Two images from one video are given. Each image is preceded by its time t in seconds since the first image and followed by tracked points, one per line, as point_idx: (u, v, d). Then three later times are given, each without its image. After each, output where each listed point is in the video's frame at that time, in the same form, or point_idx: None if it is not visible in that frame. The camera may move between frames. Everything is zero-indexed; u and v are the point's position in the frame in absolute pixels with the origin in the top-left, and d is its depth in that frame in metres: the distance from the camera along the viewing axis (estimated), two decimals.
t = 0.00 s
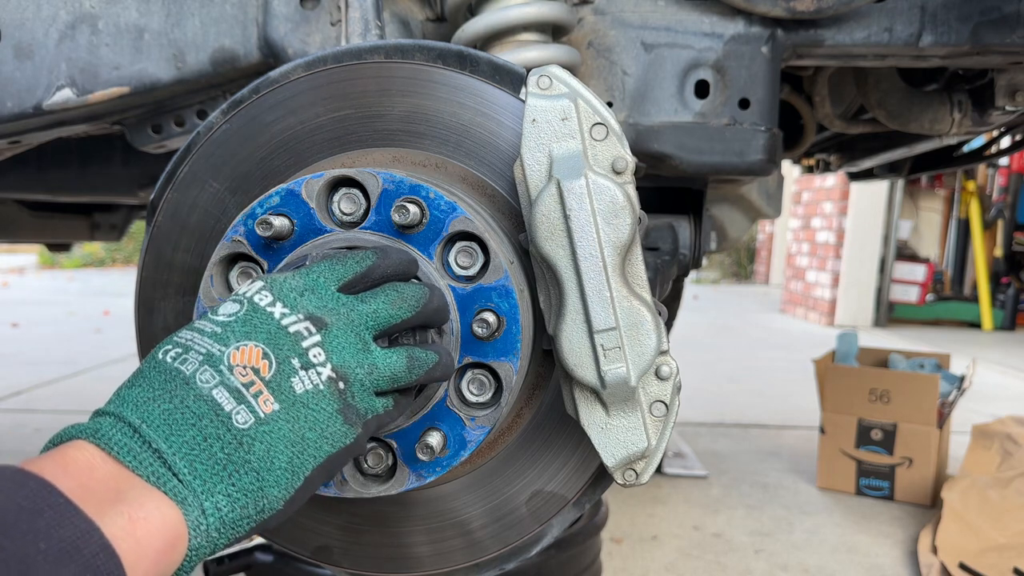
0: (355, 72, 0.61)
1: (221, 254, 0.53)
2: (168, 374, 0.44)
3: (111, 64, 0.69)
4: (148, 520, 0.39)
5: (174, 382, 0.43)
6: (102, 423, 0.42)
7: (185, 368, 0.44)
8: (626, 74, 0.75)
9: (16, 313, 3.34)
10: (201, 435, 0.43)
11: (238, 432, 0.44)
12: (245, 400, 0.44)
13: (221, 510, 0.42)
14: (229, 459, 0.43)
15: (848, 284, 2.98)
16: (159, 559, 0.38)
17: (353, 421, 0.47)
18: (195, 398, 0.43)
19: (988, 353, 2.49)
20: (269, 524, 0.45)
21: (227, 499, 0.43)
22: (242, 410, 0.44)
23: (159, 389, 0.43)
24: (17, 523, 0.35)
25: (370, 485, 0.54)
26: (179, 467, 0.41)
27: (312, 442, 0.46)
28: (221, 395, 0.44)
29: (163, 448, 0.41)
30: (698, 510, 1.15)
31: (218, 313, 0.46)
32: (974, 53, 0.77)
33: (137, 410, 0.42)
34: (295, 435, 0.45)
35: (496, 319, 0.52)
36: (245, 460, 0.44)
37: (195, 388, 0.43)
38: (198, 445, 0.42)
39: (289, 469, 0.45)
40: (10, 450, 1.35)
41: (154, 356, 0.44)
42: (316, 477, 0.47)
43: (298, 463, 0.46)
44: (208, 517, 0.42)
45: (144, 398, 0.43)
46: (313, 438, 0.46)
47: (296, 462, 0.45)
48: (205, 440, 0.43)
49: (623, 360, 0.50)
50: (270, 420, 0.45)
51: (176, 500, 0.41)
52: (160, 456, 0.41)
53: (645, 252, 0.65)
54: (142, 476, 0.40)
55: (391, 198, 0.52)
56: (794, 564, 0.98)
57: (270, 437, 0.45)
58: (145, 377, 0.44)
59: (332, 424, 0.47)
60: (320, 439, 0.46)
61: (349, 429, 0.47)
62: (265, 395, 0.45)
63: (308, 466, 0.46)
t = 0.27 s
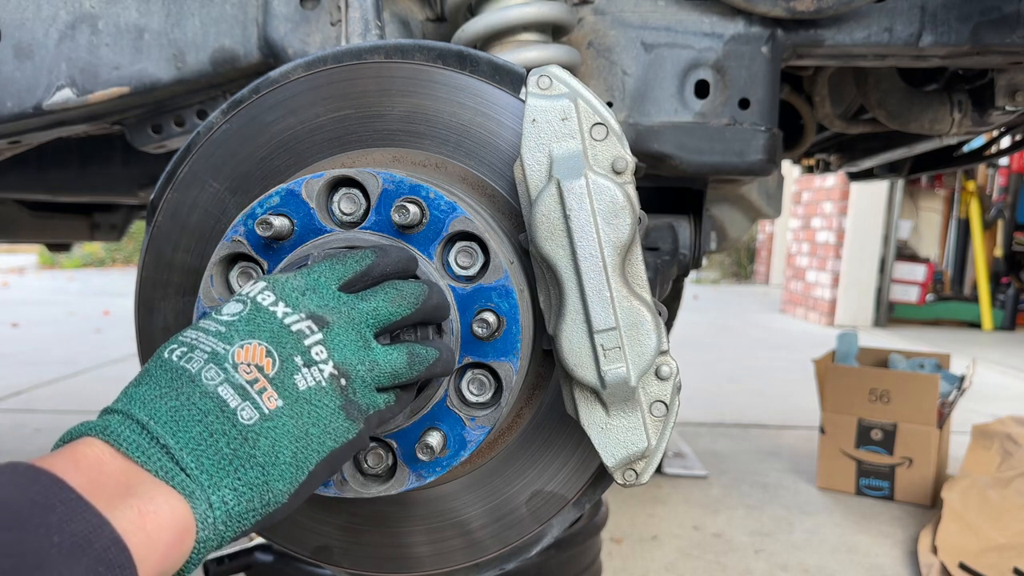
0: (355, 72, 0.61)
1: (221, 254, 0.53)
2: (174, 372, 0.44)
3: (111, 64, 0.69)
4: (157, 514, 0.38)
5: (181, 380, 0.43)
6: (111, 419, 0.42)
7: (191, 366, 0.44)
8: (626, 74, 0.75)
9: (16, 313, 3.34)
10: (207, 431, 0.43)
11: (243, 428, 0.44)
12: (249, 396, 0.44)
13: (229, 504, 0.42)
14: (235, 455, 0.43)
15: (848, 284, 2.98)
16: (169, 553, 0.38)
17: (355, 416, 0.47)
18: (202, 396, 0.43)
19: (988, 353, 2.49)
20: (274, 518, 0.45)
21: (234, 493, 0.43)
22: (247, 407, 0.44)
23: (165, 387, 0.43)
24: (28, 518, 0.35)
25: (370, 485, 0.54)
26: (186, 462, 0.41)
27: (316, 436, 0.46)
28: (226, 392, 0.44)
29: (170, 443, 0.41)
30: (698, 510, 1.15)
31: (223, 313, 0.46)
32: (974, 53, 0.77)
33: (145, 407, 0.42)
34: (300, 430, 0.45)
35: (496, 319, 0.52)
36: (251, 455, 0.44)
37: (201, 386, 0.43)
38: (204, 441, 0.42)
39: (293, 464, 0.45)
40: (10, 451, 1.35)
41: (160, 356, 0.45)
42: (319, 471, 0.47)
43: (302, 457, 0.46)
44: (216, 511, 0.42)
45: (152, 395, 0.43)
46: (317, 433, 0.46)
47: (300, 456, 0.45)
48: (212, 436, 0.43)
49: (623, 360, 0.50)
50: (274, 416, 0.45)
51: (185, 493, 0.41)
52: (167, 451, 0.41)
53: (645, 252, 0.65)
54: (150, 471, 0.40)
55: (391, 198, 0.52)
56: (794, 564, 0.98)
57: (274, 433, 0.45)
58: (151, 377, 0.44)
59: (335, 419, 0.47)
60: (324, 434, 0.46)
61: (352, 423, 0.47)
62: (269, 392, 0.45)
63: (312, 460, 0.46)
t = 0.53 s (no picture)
0: (355, 72, 0.61)
1: (221, 254, 0.54)
2: (192, 375, 0.43)
3: (111, 64, 0.69)
4: (143, 518, 0.39)
5: (195, 387, 0.43)
6: (117, 407, 0.41)
7: (210, 376, 0.43)
8: (626, 74, 0.75)
9: (16, 313, 3.34)
10: (208, 448, 0.42)
11: (242, 451, 0.44)
12: (258, 421, 0.44)
13: (208, 518, 0.43)
14: (228, 475, 0.43)
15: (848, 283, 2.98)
16: (148, 551, 0.39)
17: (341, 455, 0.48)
18: (213, 410, 0.43)
19: (988, 353, 2.49)
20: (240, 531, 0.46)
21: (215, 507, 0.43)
22: (252, 432, 0.44)
23: (178, 388, 0.42)
24: (16, 502, 0.35)
25: (370, 485, 0.54)
26: (181, 475, 0.41)
27: (302, 467, 0.46)
28: (237, 413, 0.43)
29: (169, 453, 0.41)
30: (698, 510, 1.15)
31: (256, 323, 0.45)
32: (974, 53, 0.77)
33: (155, 407, 0.41)
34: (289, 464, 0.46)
35: (496, 318, 0.52)
36: (240, 478, 0.44)
37: (215, 400, 0.43)
38: (203, 455, 0.42)
39: (275, 491, 0.46)
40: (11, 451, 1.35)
41: (180, 348, 0.43)
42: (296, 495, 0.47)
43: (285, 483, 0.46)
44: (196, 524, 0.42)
45: (164, 395, 0.42)
46: (304, 468, 0.46)
47: (284, 483, 0.46)
48: (211, 454, 0.43)
49: (623, 360, 0.50)
50: (274, 446, 0.45)
51: (172, 507, 0.41)
52: (166, 463, 0.41)
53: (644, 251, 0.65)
54: (145, 477, 0.40)
55: (391, 198, 0.52)
56: (794, 564, 0.98)
57: (268, 461, 0.45)
58: (165, 369, 0.43)
59: (324, 458, 0.47)
60: (309, 470, 0.47)
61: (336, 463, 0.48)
62: (276, 422, 0.45)
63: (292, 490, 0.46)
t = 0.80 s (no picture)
0: (355, 71, 0.61)
1: (221, 254, 0.54)
2: (210, 332, 0.44)
3: (111, 64, 0.69)
4: (142, 470, 0.38)
5: (212, 343, 0.43)
6: (133, 351, 0.41)
7: (228, 334, 0.44)
8: (626, 74, 0.75)
9: (16, 313, 3.34)
10: (216, 404, 0.43)
11: (250, 412, 0.44)
12: (267, 384, 0.44)
13: (208, 472, 0.42)
14: (232, 434, 0.43)
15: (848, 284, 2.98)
16: (147, 504, 0.39)
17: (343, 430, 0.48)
18: (226, 366, 0.43)
19: (988, 353, 2.49)
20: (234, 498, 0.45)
21: (216, 463, 0.43)
22: (261, 394, 0.44)
23: (195, 343, 0.43)
24: (18, 448, 0.34)
25: (370, 485, 0.54)
26: (187, 425, 0.41)
27: (305, 436, 0.46)
28: (249, 372, 0.44)
29: (177, 402, 0.41)
30: (698, 510, 1.15)
31: (280, 291, 0.46)
32: (974, 53, 0.77)
33: (169, 357, 0.42)
34: (294, 432, 0.46)
35: (496, 319, 0.52)
36: (244, 438, 0.44)
37: (230, 357, 0.44)
38: (209, 410, 0.42)
39: (274, 458, 0.46)
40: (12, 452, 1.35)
41: (203, 307, 0.45)
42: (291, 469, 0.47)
43: (286, 450, 0.46)
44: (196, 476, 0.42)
45: (180, 347, 0.43)
46: (305, 440, 0.46)
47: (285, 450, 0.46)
48: (217, 411, 0.43)
49: (623, 360, 0.50)
50: (282, 411, 0.45)
51: (174, 453, 0.41)
52: (173, 412, 0.41)
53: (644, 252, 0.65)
54: (149, 425, 0.40)
55: (391, 198, 0.52)
56: (794, 564, 0.98)
57: (274, 425, 0.45)
58: (183, 327, 0.44)
59: (327, 432, 0.47)
60: (310, 443, 0.47)
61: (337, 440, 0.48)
62: (286, 388, 0.45)
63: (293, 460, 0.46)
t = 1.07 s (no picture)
0: (356, 71, 0.61)
1: (221, 254, 0.54)
2: (217, 331, 0.44)
3: (111, 64, 0.69)
4: (150, 463, 0.39)
5: (218, 342, 0.44)
6: (140, 350, 0.42)
7: (234, 333, 0.44)
8: (626, 74, 0.75)
9: (16, 313, 3.34)
10: (222, 401, 0.43)
11: (256, 410, 0.44)
12: (273, 383, 0.45)
13: (214, 470, 0.42)
14: (238, 432, 0.44)
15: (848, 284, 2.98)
16: (153, 498, 0.39)
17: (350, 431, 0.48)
18: (232, 365, 0.44)
19: (988, 353, 2.49)
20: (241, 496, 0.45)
21: (222, 462, 0.43)
22: (267, 393, 0.44)
23: (202, 342, 0.43)
24: (26, 441, 0.35)
25: (370, 485, 0.54)
26: (192, 422, 0.42)
27: (312, 436, 0.46)
28: (255, 371, 0.44)
29: (183, 399, 0.41)
30: (698, 510, 1.15)
31: (286, 293, 0.46)
32: (974, 53, 0.77)
33: (176, 355, 0.42)
34: (300, 431, 0.46)
35: (496, 319, 0.52)
36: (250, 436, 0.44)
37: (236, 356, 0.44)
38: (216, 408, 0.43)
39: (281, 457, 0.46)
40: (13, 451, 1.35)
41: (211, 308, 0.45)
42: (298, 470, 0.47)
43: (292, 449, 0.46)
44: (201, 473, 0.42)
45: (187, 346, 0.43)
46: (312, 440, 0.46)
47: (291, 449, 0.46)
48: (223, 409, 0.43)
49: (623, 360, 0.50)
50: (288, 410, 0.45)
51: (180, 450, 0.41)
52: (178, 409, 0.41)
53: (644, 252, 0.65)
54: (156, 421, 0.40)
55: (391, 198, 0.52)
56: (794, 564, 0.98)
57: (280, 424, 0.45)
58: (191, 327, 0.44)
59: (334, 432, 0.47)
60: (316, 442, 0.47)
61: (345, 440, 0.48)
62: (292, 387, 0.45)
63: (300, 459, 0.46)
